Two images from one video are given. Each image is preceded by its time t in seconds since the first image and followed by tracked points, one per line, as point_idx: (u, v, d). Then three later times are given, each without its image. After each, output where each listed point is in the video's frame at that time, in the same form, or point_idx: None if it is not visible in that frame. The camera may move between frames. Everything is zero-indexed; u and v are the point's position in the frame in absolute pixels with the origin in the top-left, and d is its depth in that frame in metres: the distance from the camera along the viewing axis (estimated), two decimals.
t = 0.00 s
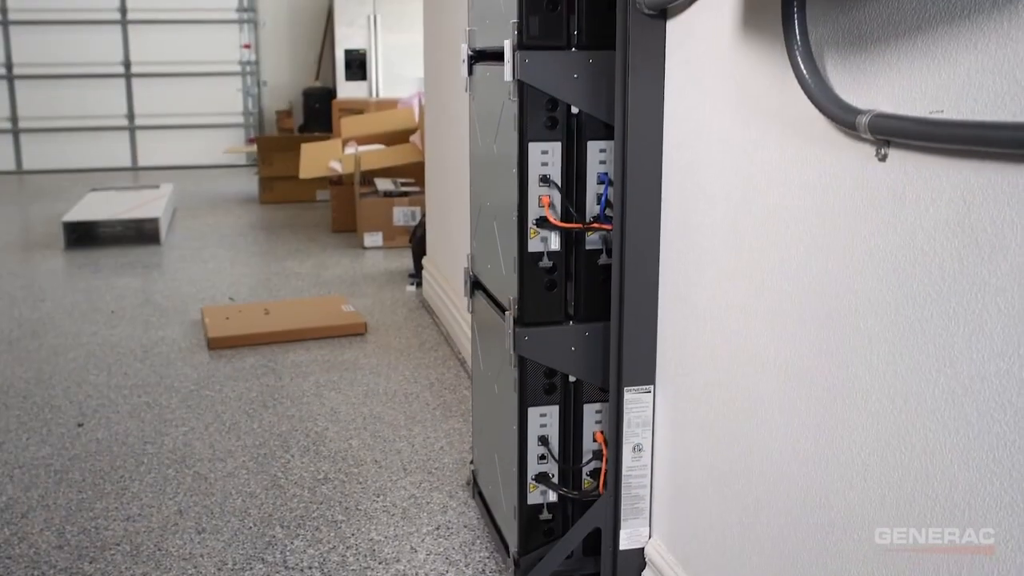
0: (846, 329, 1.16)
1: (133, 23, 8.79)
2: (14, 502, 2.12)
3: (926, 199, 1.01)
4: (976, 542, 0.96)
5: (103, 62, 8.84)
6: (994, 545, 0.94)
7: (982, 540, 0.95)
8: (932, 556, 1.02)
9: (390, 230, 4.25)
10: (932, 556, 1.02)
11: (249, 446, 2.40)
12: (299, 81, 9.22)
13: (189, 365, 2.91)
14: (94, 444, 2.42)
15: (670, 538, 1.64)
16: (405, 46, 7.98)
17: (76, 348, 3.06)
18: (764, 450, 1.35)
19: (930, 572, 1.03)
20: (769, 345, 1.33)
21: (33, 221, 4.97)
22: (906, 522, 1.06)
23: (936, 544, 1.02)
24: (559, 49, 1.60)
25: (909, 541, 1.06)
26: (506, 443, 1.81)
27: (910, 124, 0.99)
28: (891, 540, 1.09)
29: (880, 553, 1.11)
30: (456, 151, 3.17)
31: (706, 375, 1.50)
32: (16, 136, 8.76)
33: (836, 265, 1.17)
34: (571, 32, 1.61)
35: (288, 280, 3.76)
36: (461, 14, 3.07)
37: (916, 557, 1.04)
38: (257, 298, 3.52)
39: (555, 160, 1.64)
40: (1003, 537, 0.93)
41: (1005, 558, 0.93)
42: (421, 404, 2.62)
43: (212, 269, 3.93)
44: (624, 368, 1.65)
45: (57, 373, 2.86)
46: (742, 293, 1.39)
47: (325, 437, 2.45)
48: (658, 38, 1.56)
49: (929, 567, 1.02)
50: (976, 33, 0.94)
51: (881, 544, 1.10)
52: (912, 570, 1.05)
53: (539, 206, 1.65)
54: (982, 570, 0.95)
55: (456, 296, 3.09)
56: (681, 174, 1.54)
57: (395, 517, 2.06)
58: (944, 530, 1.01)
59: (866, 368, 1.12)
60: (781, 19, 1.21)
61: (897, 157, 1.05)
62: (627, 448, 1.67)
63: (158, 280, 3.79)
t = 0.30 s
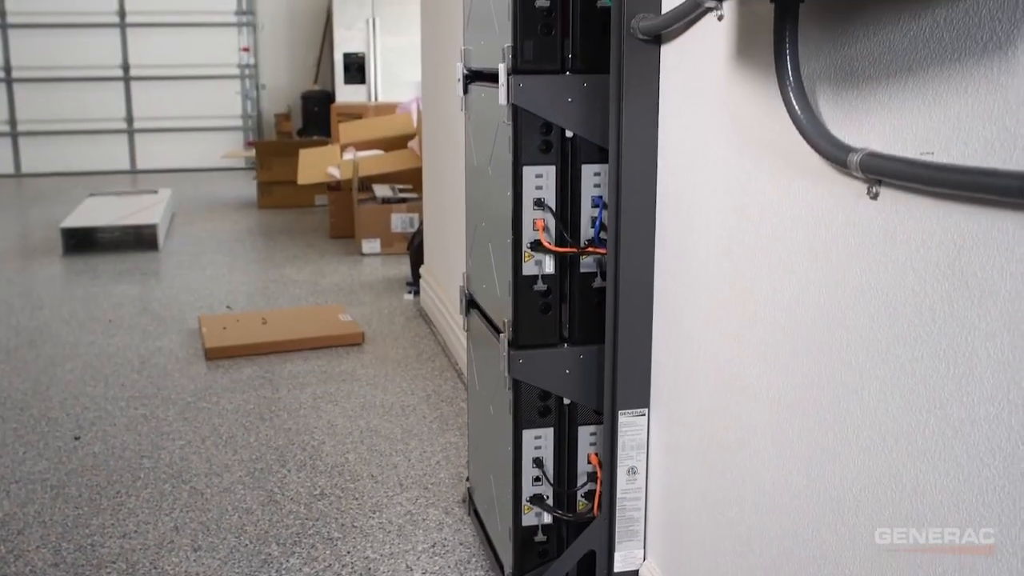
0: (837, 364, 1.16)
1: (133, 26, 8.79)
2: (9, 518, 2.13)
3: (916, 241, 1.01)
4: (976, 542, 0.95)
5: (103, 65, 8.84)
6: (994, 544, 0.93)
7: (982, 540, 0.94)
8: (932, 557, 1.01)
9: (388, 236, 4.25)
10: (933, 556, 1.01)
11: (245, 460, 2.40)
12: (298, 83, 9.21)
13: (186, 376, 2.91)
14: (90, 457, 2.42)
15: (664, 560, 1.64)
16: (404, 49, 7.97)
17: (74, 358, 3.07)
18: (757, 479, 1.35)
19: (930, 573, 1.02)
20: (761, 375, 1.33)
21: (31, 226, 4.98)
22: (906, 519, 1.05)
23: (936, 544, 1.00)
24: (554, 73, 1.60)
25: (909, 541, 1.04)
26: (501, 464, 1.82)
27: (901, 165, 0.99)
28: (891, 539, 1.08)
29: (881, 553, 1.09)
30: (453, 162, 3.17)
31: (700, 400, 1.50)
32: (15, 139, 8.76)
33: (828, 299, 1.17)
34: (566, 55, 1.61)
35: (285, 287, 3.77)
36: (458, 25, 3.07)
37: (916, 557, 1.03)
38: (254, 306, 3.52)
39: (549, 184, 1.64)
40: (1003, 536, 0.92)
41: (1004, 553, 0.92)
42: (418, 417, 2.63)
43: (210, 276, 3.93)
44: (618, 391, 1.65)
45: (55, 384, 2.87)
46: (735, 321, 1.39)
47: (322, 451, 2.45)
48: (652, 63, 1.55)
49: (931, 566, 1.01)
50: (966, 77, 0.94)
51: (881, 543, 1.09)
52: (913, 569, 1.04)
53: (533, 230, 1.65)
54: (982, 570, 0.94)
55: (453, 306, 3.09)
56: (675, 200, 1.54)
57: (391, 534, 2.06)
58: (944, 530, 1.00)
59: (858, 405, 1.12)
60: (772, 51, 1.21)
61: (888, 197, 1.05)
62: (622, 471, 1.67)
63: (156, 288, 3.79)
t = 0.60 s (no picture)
0: (833, 403, 1.15)
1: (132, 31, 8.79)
2: (7, 537, 2.12)
3: (912, 285, 1.01)
4: (976, 542, 0.94)
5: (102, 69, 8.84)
6: (994, 545, 0.92)
7: (982, 540, 0.93)
8: (933, 557, 1.00)
9: (387, 244, 4.26)
10: (933, 556, 1.00)
11: (243, 477, 2.40)
12: (298, 87, 9.20)
13: (184, 389, 2.91)
14: (88, 473, 2.42)
15: None
16: (403, 53, 7.97)
17: (72, 370, 3.06)
18: (753, 513, 1.34)
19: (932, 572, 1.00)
20: (758, 410, 1.33)
21: (30, 232, 4.97)
22: (906, 518, 1.04)
23: (937, 544, 0.99)
24: (550, 99, 1.60)
25: (909, 542, 1.03)
26: (498, 487, 1.82)
27: (897, 212, 0.98)
28: (890, 539, 1.07)
29: (881, 553, 1.08)
30: (451, 173, 3.16)
31: (697, 429, 1.50)
32: (14, 143, 8.75)
33: (824, 338, 1.17)
34: (562, 81, 1.60)
35: (284, 296, 3.76)
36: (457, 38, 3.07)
37: (916, 557, 1.02)
38: (253, 316, 3.52)
39: (545, 211, 1.63)
40: (1003, 537, 0.91)
41: (1005, 554, 0.91)
42: (416, 432, 2.63)
43: (209, 285, 3.93)
44: (615, 417, 1.65)
45: (53, 397, 2.86)
46: (732, 352, 1.39)
47: (320, 467, 2.45)
48: (649, 90, 1.54)
49: (932, 566, 1.00)
50: (961, 125, 0.93)
51: (881, 544, 1.08)
52: (914, 570, 1.03)
53: (529, 256, 1.65)
54: (984, 570, 0.93)
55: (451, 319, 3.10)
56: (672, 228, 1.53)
57: (388, 553, 2.06)
58: (944, 530, 0.98)
59: (854, 446, 1.12)
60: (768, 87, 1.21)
61: (884, 240, 1.05)
62: (618, 497, 1.67)
63: (155, 297, 3.79)
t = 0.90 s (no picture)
0: (836, 444, 1.15)
1: (132, 35, 8.78)
2: (9, 556, 2.12)
3: (916, 333, 1.01)
4: (976, 542, 0.94)
5: (103, 73, 8.83)
6: (994, 545, 0.92)
7: (982, 540, 0.93)
8: (934, 557, 1.00)
9: (389, 252, 4.26)
10: (934, 556, 1.00)
11: (245, 494, 2.40)
12: (299, 91, 9.22)
13: (186, 403, 2.92)
14: (90, 490, 2.42)
15: None
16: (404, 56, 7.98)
17: (73, 382, 3.06)
18: (755, 547, 1.34)
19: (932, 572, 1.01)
20: (760, 444, 1.33)
21: (32, 239, 4.97)
22: (904, 520, 1.04)
23: (937, 544, 0.99)
24: (554, 127, 1.60)
25: (908, 541, 1.04)
26: (500, 512, 1.82)
27: (900, 260, 0.98)
28: (891, 539, 1.07)
29: (881, 554, 1.09)
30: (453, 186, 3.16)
31: (699, 459, 1.50)
32: (15, 147, 8.75)
33: (827, 377, 1.17)
34: (566, 109, 1.60)
35: (286, 305, 3.77)
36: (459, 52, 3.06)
37: (917, 557, 1.03)
38: (254, 327, 3.52)
39: (549, 238, 1.64)
40: (1002, 537, 0.91)
41: (1005, 554, 0.91)
42: (418, 447, 2.63)
43: (210, 294, 3.93)
44: (617, 444, 1.65)
45: (55, 410, 2.86)
46: (734, 385, 1.39)
47: (322, 484, 2.45)
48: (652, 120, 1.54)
49: (933, 567, 1.00)
50: (965, 177, 0.94)
51: (881, 544, 1.08)
52: (915, 570, 1.03)
53: (532, 283, 1.65)
54: (984, 569, 0.93)
55: (452, 332, 3.09)
56: (674, 258, 1.53)
57: (390, 573, 2.05)
58: (944, 530, 0.99)
59: (857, 488, 1.12)
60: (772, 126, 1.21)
61: (887, 286, 1.05)
62: (621, 523, 1.67)
63: (156, 306, 3.79)
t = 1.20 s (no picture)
0: (839, 482, 1.15)
1: (133, 39, 8.78)
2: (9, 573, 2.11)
3: (919, 377, 1.01)
4: (976, 542, 0.94)
5: (104, 76, 8.83)
6: (995, 544, 0.92)
7: (982, 540, 0.93)
8: (933, 557, 1.00)
9: (389, 259, 4.26)
10: (934, 556, 1.00)
11: (247, 509, 2.39)
12: (299, 95, 9.21)
13: (187, 415, 2.92)
14: (91, 505, 2.41)
15: None
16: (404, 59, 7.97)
17: (74, 394, 3.06)
18: None
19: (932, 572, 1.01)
20: (762, 476, 1.33)
21: (32, 246, 4.98)
22: (905, 520, 1.04)
23: (937, 544, 0.99)
24: (556, 153, 1.60)
25: (908, 541, 1.03)
26: (501, 534, 1.82)
27: (904, 304, 0.98)
28: (891, 539, 1.07)
29: (880, 554, 1.08)
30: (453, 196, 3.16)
31: (700, 487, 1.50)
32: (15, 151, 8.75)
33: (829, 415, 1.17)
34: (568, 135, 1.60)
35: (286, 314, 3.77)
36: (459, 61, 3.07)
37: (917, 556, 1.02)
38: (255, 336, 3.52)
39: (551, 264, 1.63)
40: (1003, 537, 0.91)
41: (1007, 551, 0.91)
42: (419, 461, 2.62)
43: (210, 302, 3.93)
44: (619, 469, 1.65)
45: (55, 423, 2.86)
46: (735, 415, 1.39)
47: (323, 499, 2.44)
48: (655, 148, 1.53)
49: (932, 565, 1.00)
50: (971, 225, 0.94)
51: (881, 543, 1.08)
52: (914, 570, 1.03)
53: (534, 308, 1.65)
54: (983, 569, 0.94)
55: (453, 343, 3.09)
56: (674, 285, 1.53)
57: None
58: (943, 530, 0.99)
59: (860, 526, 1.12)
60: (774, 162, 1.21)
61: (890, 328, 1.05)
62: (623, 548, 1.67)
63: (157, 315, 3.79)
